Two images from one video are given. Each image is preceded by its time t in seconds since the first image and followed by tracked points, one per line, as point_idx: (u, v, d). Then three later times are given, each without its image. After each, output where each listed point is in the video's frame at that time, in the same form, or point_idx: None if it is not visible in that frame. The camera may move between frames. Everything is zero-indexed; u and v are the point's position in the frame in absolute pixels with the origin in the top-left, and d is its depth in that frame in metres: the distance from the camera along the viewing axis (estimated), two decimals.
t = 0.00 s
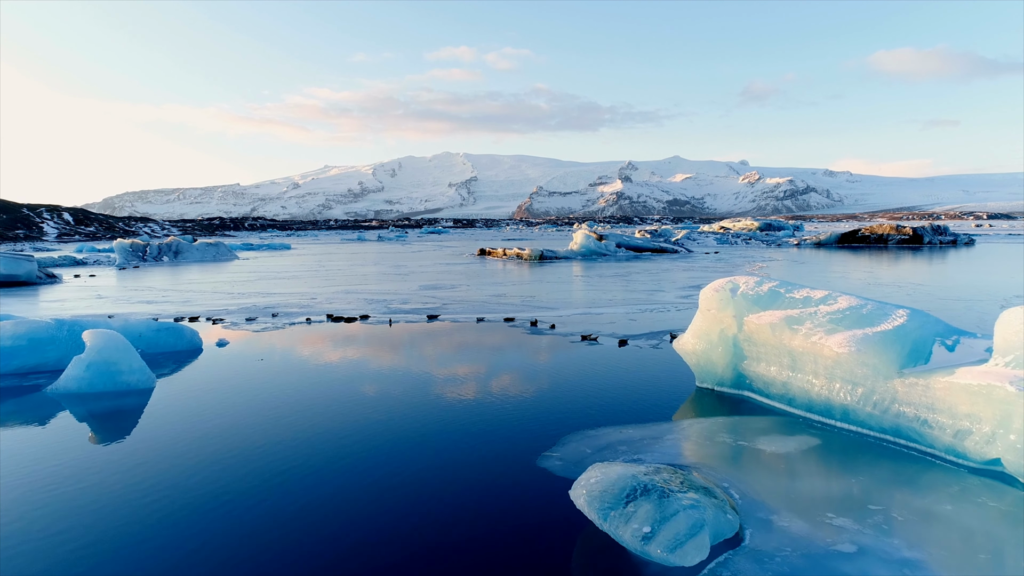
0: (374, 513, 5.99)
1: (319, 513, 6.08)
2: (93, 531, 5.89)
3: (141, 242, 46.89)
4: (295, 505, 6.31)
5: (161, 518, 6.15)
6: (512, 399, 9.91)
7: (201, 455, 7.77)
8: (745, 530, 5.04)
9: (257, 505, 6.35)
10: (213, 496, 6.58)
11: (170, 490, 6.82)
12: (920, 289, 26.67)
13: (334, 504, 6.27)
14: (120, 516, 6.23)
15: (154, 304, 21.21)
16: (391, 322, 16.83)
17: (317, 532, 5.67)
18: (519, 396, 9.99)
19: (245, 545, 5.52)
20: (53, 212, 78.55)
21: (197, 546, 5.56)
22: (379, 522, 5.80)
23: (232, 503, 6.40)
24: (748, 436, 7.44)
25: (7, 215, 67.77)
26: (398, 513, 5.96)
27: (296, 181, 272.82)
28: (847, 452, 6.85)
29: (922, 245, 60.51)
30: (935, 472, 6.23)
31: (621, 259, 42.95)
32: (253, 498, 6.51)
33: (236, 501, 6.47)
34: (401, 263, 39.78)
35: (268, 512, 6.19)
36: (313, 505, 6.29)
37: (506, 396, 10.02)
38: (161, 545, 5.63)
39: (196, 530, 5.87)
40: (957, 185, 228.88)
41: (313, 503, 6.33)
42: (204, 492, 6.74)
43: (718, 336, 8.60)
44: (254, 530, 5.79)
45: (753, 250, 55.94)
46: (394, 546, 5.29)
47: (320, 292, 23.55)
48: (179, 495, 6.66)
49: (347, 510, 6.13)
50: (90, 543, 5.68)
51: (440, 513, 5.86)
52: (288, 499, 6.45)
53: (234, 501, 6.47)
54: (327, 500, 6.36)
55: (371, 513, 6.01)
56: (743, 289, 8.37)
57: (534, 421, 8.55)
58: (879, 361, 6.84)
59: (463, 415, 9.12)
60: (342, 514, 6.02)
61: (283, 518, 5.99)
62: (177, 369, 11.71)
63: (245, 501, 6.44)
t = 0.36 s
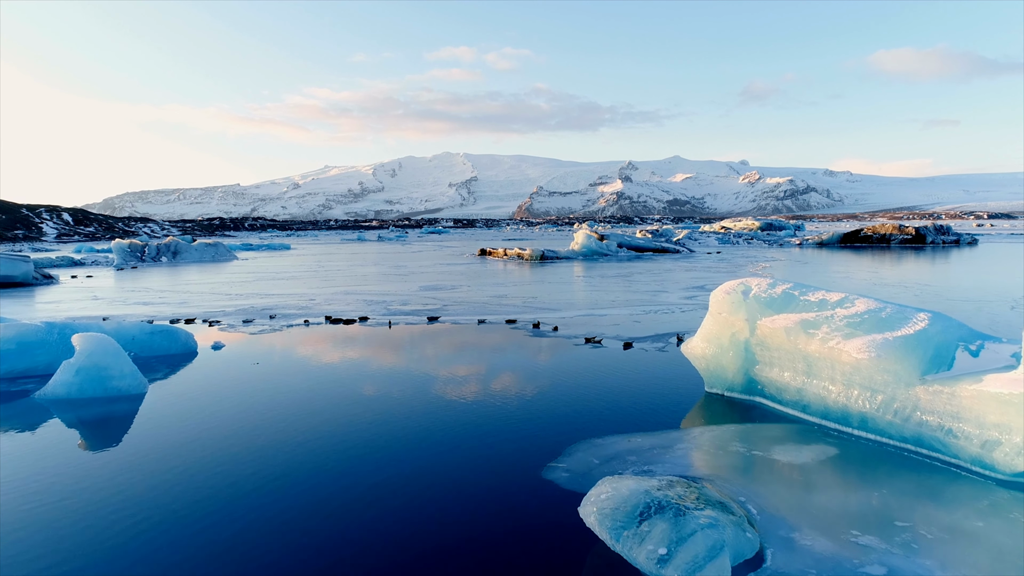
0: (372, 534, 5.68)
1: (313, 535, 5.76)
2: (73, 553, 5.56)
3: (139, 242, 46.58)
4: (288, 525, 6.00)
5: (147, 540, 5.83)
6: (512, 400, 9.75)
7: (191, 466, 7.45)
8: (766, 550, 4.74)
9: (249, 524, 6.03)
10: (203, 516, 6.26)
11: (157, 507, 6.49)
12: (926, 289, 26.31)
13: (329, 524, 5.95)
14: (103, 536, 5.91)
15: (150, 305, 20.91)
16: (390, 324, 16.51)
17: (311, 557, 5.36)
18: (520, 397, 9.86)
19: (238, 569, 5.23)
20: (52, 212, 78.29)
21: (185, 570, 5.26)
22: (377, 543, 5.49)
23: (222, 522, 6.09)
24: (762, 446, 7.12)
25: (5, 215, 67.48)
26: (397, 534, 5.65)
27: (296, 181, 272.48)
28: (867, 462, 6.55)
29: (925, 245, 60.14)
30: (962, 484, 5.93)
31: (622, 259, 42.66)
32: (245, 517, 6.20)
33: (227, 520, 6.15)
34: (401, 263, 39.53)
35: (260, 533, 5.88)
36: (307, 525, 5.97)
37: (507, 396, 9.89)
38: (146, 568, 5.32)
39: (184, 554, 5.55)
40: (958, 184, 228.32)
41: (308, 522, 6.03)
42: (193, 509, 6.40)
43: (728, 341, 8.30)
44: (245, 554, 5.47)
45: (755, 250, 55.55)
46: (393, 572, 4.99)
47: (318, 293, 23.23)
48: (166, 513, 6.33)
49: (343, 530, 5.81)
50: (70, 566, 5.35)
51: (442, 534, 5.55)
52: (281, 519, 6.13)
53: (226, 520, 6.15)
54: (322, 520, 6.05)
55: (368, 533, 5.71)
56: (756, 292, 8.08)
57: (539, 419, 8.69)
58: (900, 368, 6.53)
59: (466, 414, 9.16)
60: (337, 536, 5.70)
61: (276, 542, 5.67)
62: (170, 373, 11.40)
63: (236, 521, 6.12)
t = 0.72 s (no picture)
0: (370, 538, 5.44)
1: (309, 540, 5.52)
2: (55, 568, 5.23)
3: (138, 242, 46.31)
4: (284, 530, 5.73)
5: (135, 554, 5.49)
6: (511, 399, 9.70)
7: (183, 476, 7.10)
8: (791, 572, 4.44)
9: (243, 531, 5.76)
10: (194, 526, 5.93)
11: (145, 518, 6.15)
12: (933, 289, 25.96)
13: (327, 528, 5.72)
14: (86, 551, 5.55)
15: (147, 306, 20.62)
16: (389, 326, 16.18)
17: (308, 566, 5.09)
18: (520, 396, 9.75)
19: None
20: (52, 212, 78.08)
21: None
22: (375, 548, 5.24)
23: (216, 532, 5.79)
24: (777, 456, 6.81)
25: (4, 216, 67.29)
26: (398, 537, 5.41)
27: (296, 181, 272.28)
28: (890, 473, 6.24)
29: (928, 245, 59.81)
30: (992, 497, 5.63)
31: (624, 259, 42.36)
32: (240, 524, 5.91)
33: (219, 529, 5.85)
34: (401, 264, 39.25)
35: (254, 539, 5.60)
36: (303, 530, 5.72)
37: (506, 395, 9.80)
38: None
39: (171, 566, 5.24)
40: (959, 184, 227.62)
41: (304, 528, 5.77)
42: (184, 518, 6.08)
43: (740, 346, 8.01)
44: (239, 562, 5.21)
45: (757, 250, 55.22)
46: None
47: (317, 294, 22.93)
48: (155, 525, 6.00)
49: (341, 533, 5.57)
50: None
51: (445, 539, 5.29)
52: (277, 524, 5.85)
53: (218, 527, 5.87)
54: (318, 526, 5.78)
55: (367, 537, 5.45)
56: (769, 294, 7.80)
57: (540, 420, 8.54)
58: (923, 375, 6.24)
59: (466, 416, 8.94)
60: (336, 541, 5.45)
61: (273, 547, 5.43)
62: (163, 377, 11.12)
63: (231, 528, 5.83)
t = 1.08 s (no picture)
0: (366, 558, 5.25)
1: (304, 559, 5.33)
2: None
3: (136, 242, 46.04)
4: (279, 549, 5.54)
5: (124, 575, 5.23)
6: (511, 398, 9.73)
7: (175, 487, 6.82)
8: None
9: (235, 550, 5.56)
10: (185, 545, 5.68)
11: (134, 536, 5.87)
12: (938, 289, 25.64)
13: (322, 546, 5.53)
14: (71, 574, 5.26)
15: (143, 307, 20.33)
16: (389, 327, 15.88)
17: None
18: (520, 396, 9.78)
19: None
20: (51, 212, 77.81)
21: None
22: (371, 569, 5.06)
23: (207, 550, 5.56)
24: (792, 465, 6.52)
25: (3, 216, 67.04)
26: (395, 558, 5.21)
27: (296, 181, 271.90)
28: (912, 484, 5.96)
29: (930, 245, 59.50)
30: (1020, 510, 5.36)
31: (625, 259, 42.08)
32: (232, 542, 5.70)
33: (211, 548, 5.62)
34: (401, 264, 38.98)
35: (247, 558, 5.41)
36: (298, 547, 5.54)
37: (507, 394, 9.94)
38: None
39: None
40: (960, 185, 227.29)
41: (300, 546, 5.57)
42: (174, 539, 5.82)
43: (751, 350, 7.74)
44: None
45: (759, 250, 54.90)
46: None
47: (316, 295, 22.65)
48: (144, 543, 5.73)
49: (336, 552, 5.39)
50: None
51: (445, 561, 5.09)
52: (271, 543, 5.66)
53: (210, 546, 5.65)
54: (313, 548, 5.50)
55: (365, 559, 5.25)
56: (782, 297, 7.57)
57: (542, 420, 8.57)
58: (946, 381, 5.97)
59: (467, 416, 8.97)
60: (331, 559, 5.27)
61: (266, 567, 5.24)
62: (157, 381, 10.84)
63: (223, 546, 5.63)
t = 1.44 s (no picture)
0: (363, 564, 5.12)
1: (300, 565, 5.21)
2: None
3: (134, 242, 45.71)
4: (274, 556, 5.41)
5: None
6: (511, 399, 9.63)
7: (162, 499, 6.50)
8: None
9: (229, 558, 5.41)
10: (175, 559, 5.46)
11: (116, 554, 5.55)
12: (945, 289, 25.31)
13: (318, 551, 5.42)
14: None
15: (138, 309, 20.03)
16: (388, 329, 15.56)
17: None
18: (521, 396, 9.68)
19: None
20: (50, 212, 77.50)
21: None
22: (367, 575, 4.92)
23: (199, 562, 5.38)
24: (810, 477, 6.20)
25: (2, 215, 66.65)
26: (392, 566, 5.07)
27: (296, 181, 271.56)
28: (938, 497, 5.65)
29: (933, 245, 59.13)
30: None
31: (627, 260, 41.76)
32: (225, 551, 5.54)
33: (202, 558, 5.44)
34: (401, 264, 38.67)
35: (240, 567, 5.27)
36: (293, 553, 5.42)
37: (507, 395, 9.79)
38: None
39: None
40: (960, 184, 226.78)
41: (295, 551, 5.45)
42: (161, 554, 5.56)
43: (765, 355, 7.45)
44: None
45: (761, 250, 54.55)
46: None
47: (315, 296, 22.32)
48: (128, 562, 5.44)
49: (331, 558, 5.26)
50: None
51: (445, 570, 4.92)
52: (266, 550, 5.53)
53: (202, 555, 5.49)
54: (306, 563, 5.21)
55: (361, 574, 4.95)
56: (797, 300, 7.29)
57: (540, 420, 8.46)
58: (974, 390, 5.67)
59: (469, 421, 8.69)
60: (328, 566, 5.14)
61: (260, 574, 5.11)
62: (149, 385, 10.54)
63: (217, 555, 5.46)
